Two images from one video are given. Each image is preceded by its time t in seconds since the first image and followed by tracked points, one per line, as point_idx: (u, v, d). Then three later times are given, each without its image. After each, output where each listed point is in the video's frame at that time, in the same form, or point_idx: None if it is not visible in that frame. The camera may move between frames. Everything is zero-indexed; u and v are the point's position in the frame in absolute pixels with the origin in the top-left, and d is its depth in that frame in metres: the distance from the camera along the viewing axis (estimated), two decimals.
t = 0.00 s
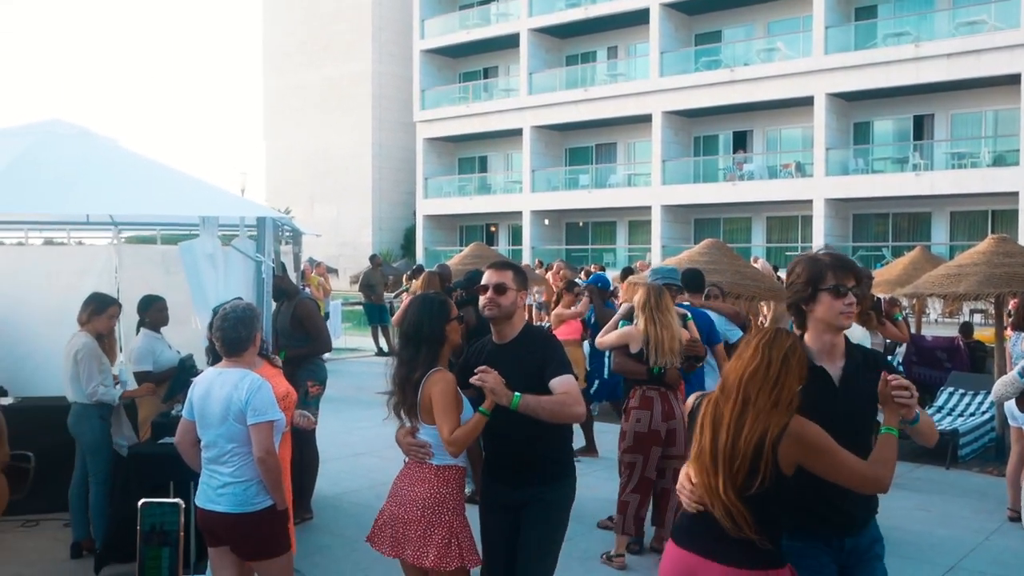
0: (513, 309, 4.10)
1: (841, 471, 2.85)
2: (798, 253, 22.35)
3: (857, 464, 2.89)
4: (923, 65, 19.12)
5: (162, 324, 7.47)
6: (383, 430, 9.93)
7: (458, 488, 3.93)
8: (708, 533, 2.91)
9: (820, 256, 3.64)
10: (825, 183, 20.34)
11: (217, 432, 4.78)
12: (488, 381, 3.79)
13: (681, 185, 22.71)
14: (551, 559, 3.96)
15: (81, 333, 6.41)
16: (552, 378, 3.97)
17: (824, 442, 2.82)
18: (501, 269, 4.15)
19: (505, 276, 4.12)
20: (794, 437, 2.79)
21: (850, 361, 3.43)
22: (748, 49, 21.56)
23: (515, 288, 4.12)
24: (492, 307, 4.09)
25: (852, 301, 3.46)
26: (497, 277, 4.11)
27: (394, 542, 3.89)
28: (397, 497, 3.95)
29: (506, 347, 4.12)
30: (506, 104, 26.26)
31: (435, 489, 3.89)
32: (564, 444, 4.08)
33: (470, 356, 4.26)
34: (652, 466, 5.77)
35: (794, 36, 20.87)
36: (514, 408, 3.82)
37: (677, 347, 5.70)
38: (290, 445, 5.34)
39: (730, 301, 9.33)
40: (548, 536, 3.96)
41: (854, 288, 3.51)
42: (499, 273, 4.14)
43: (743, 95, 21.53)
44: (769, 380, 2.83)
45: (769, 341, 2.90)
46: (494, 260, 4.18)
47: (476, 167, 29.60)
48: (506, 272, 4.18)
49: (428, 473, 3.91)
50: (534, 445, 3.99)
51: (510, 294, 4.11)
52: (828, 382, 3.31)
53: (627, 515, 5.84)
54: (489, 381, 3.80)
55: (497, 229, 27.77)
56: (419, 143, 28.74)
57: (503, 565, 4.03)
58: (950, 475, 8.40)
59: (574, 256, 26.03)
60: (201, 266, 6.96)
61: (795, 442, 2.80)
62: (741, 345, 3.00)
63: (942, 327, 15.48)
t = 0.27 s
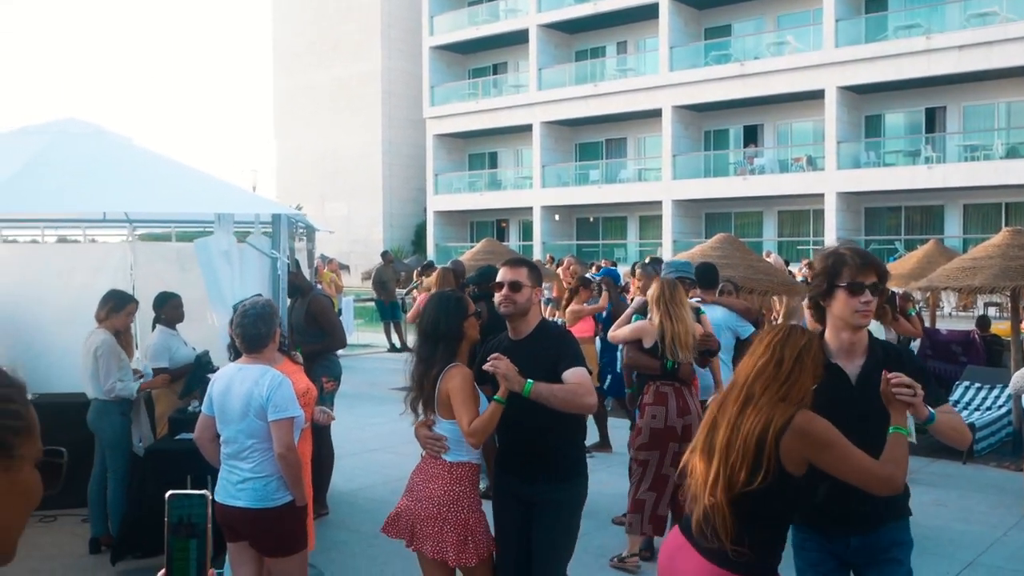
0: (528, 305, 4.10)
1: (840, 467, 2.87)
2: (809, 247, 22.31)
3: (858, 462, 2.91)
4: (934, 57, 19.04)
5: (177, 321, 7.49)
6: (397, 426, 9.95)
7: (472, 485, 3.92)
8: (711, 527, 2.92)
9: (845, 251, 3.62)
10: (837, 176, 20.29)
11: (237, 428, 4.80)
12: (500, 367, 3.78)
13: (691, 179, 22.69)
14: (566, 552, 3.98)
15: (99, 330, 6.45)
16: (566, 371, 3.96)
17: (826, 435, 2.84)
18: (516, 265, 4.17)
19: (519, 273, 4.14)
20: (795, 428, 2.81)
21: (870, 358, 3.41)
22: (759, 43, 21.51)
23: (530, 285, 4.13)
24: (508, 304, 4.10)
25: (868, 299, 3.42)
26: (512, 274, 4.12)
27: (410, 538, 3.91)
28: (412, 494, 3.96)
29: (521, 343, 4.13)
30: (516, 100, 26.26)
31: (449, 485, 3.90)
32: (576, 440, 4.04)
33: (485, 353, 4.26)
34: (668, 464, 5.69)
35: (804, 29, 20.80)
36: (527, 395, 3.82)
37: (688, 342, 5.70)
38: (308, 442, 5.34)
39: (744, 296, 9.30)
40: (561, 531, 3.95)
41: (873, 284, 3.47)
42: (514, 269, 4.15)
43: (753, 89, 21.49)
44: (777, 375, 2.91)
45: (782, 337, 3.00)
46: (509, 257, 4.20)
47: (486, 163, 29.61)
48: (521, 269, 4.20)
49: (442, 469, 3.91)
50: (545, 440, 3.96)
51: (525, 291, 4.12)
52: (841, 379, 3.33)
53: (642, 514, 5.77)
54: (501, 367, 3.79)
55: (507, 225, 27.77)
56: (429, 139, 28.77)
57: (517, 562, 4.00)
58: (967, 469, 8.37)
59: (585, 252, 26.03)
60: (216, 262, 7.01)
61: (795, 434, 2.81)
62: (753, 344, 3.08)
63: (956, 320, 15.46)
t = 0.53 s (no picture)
0: (552, 301, 4.10)
1: (857, 465, 2.79)
2: (830, 246, 22.20)
3: (879, 462, 2.82)
4: (957, 54, 18.88)
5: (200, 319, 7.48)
6: (418, 424, 9.97)
7: (499, 477, 3.92)
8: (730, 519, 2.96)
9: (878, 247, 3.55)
10: (858, 174, 20.16)
11: (265, 424, 4.83)
12: (523, 355, 3.78)
13: (711, 178, 22.64)
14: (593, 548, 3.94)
15: (126, 328, 6.50)
16: (589, 361, 3.96)
17: (842, 429, 2.77)
18: (539, 262, 4.17)
19: (544, 269, 4.14)
20: (803, 420, 2.78)
21: (899, 357, 3.34)
22: (778, 40, 21.42)
23: (554, 281, 4.14)
24: (532, 299, 4.11)
25: (894, 297, 3.36)
26: (536, 271, 4.13)
27: (436, 531, 3.89)
28: (439, 490, 3.95)
29: (544, 339, 4.13)
30: (535, 99, 26.27)
31: (475, 478, 3.89)
32: (596, 434, 4.01)
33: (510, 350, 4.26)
34: (687, 465, 5.66)
35: (824, 26, 20.69)
36: (551, 383, 3.81)
37: (707, 341, 5.67)
38: (335, 439, 5.36)
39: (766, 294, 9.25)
40: (585, 528, 3.94)
41: (901, 282, 3.39)
42: (538, 266, 4.16)
43: (773, 87, 21.40)
44: (801, 369, 2.91)
45: (813, 331, 2.98)
46: (533, 254, 4.22)
47: (505, 163, 29.66)
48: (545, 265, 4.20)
49: (469, 463, 3.91)
50: (569, 432, 3.95)
51: (549, 287, 4.12)
52: (865, 381, 3.29)
53: (661, 516, 5.74)
54: (525, 356, 3.79)
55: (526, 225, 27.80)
56: (448, 139, 28.83)
57: (541, 555, 3.99)
58: (994, 469, 8.30)
59: (604, 251, 26.07)
60: (241, 261, 6.98)
61: (803, 425, 2.78)
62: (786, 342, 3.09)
63: (980, 318, 15.35)
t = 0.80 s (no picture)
0: (589, 298, 4.10)
1: (894, 459, 2.75)
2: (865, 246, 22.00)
3: (920, 457, 2.78)
4: (994, 51, 18.61)
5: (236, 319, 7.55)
6: (450, 424, 10.00)
7: (545, 472, 3.93)
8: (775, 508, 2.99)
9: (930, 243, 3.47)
10: (893, 174, 19.95)
11: (303, 421, 4.86)
12: (563, 351, 3.78)
13: (743, 177, 22.54)
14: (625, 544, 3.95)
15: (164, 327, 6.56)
16: (627, 356, 3.97)
17: (875, 423, 2.74)
18: (577, 259, 4.15)
19: (582, 267, 4.12)
20: (833, 413, 2.77)
21: (946, 358, 3.26)
22: (812, 39, 21.26)
23: (592, 278, 4.11)
24: (571, 296, 4.10)
25: (941, 296, 3.29)
26: (575, 268, 4.11)
27: (479, 523, 3.90)
28: (483, 484, 3.97)
29: (580, 336, 4.12)
30: (566, 100, 26.28)
31: (520, 472, 3.91)
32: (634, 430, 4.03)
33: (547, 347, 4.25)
34: (714, 469, 5.59)
35: (859, 24, 20.51)
36: (591, 377, 3.82)
37: (731, 343, 5.66)
38: (371, 436, 5.41)
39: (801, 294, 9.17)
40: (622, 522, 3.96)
41: (950, 281, 3.31)
42: (577, 263, 4.14)
43: (806, 86, 21.24)
44: (845, 360, 2.90)
45: (862, 325, 2.95)
46: (571, 251, 4.19)
47: (536, 164, 29.69)
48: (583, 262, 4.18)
49: (514, 457, 3.93)
50: (609, 427, 3.95)
51: (588, 284, 4.10)
52: (905, 382, 3.23)
53: (694, 525, 5.63)
54: (565, 351, 3.79)
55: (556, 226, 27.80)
56: (479, 140, 28.92)
57: (581, 552, 3.95)
58: None
59: (635, 251, 26.04)
60: (278, 260, 7.03)
61: (833, 419, 2.77)
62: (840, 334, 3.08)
63: (1019, 319, 15.14)
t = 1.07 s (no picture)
0: (625, 296, 4.12)
1: (933, 476, 2.69)
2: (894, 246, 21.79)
3: (958, 473, 2.73)
4: None
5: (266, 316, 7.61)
6: (477, 421, 10.03)
7: (588, 466, 3.91)
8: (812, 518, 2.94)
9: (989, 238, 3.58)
10: (924, 173, 19.73)
11: (334, 416, 4.88)
12: (604, 346, 3.77)
13: (771, 176, 22.41)
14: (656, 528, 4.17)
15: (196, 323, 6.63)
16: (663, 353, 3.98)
17: (913, 439, 2.69)
18: (612, 257, 4.17)
19: (617, 265, 4.14)
20: (868, 429, 2.72)
21: (988, 362, 3.22)
22: (842, 37, 21.07)
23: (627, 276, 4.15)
24: (605, 294, 4.12)
25: (986, 300, 3.32)
26: (610, 266, 4.13)
27: (520, 517, 3.90)
28: (526, 478, 3.97)
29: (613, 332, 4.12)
30: (593, 98, 26.24)
31: (563, 466, 3.90)
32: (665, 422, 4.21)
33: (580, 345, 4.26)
34: (733, 469, 5.52)
35: (889, 22, 20.30)
36: (631, 374, 3.81)
37: (751, 344, 5.57)
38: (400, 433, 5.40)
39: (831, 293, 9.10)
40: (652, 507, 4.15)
41: (996, 285, 3.35)
42: (612, 260, 4.15)
43: (836, 85, 21.05)
44: (888, 366, 2.86)
45: (908, 331, 2.90)
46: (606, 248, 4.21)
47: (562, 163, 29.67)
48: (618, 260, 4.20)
49: (557, 451, 3.93)
50: (646, 421, 4.13)
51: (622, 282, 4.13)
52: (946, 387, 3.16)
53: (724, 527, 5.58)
54: (606, 346, 3.78)
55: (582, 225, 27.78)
56: (506, 139, 28.94)
57: (614, 536, 4.17)
58: None
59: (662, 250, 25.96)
60: (308, 256, 7.03)
61: (863, 437, 2.72)
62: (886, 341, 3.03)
63: None
